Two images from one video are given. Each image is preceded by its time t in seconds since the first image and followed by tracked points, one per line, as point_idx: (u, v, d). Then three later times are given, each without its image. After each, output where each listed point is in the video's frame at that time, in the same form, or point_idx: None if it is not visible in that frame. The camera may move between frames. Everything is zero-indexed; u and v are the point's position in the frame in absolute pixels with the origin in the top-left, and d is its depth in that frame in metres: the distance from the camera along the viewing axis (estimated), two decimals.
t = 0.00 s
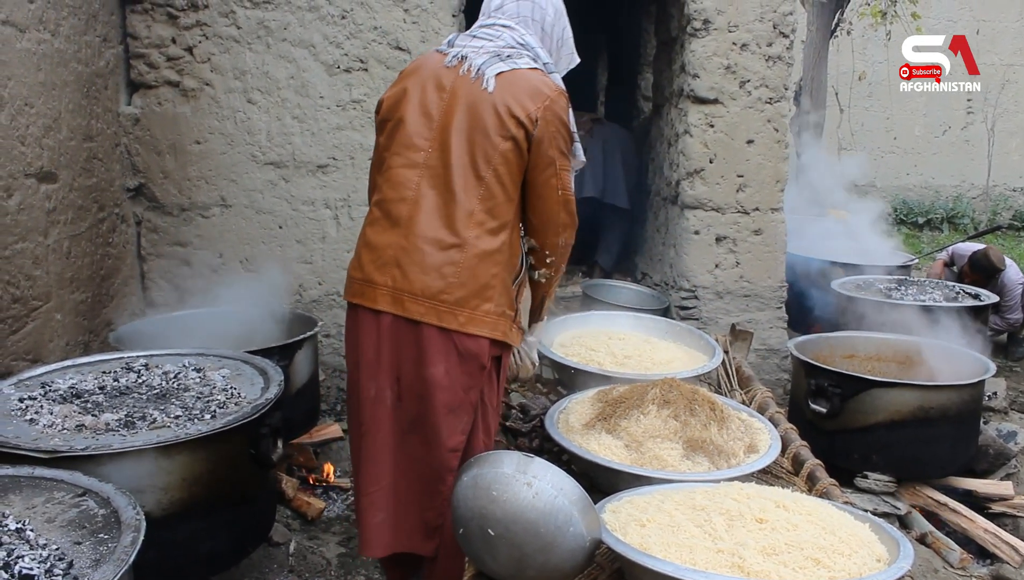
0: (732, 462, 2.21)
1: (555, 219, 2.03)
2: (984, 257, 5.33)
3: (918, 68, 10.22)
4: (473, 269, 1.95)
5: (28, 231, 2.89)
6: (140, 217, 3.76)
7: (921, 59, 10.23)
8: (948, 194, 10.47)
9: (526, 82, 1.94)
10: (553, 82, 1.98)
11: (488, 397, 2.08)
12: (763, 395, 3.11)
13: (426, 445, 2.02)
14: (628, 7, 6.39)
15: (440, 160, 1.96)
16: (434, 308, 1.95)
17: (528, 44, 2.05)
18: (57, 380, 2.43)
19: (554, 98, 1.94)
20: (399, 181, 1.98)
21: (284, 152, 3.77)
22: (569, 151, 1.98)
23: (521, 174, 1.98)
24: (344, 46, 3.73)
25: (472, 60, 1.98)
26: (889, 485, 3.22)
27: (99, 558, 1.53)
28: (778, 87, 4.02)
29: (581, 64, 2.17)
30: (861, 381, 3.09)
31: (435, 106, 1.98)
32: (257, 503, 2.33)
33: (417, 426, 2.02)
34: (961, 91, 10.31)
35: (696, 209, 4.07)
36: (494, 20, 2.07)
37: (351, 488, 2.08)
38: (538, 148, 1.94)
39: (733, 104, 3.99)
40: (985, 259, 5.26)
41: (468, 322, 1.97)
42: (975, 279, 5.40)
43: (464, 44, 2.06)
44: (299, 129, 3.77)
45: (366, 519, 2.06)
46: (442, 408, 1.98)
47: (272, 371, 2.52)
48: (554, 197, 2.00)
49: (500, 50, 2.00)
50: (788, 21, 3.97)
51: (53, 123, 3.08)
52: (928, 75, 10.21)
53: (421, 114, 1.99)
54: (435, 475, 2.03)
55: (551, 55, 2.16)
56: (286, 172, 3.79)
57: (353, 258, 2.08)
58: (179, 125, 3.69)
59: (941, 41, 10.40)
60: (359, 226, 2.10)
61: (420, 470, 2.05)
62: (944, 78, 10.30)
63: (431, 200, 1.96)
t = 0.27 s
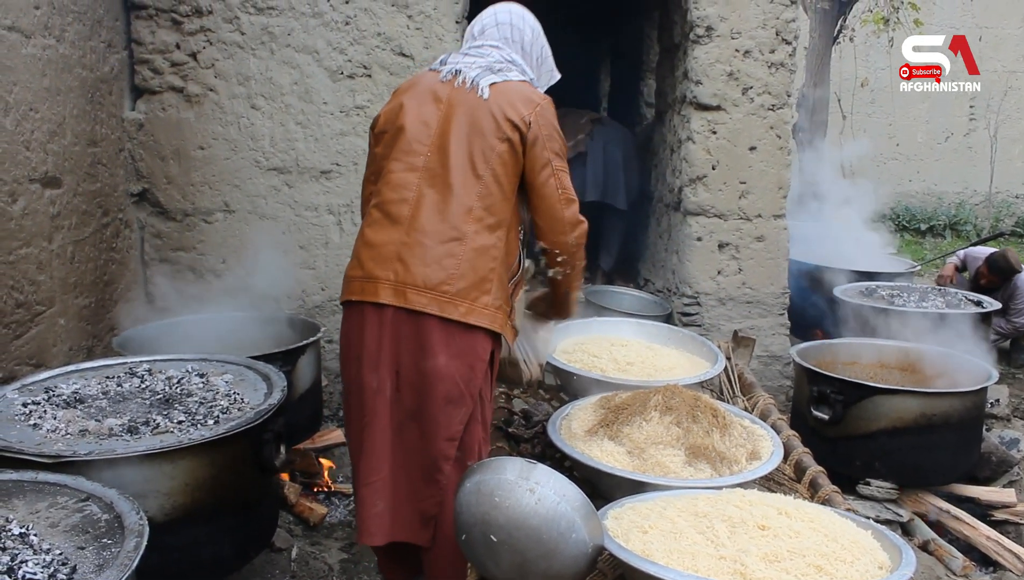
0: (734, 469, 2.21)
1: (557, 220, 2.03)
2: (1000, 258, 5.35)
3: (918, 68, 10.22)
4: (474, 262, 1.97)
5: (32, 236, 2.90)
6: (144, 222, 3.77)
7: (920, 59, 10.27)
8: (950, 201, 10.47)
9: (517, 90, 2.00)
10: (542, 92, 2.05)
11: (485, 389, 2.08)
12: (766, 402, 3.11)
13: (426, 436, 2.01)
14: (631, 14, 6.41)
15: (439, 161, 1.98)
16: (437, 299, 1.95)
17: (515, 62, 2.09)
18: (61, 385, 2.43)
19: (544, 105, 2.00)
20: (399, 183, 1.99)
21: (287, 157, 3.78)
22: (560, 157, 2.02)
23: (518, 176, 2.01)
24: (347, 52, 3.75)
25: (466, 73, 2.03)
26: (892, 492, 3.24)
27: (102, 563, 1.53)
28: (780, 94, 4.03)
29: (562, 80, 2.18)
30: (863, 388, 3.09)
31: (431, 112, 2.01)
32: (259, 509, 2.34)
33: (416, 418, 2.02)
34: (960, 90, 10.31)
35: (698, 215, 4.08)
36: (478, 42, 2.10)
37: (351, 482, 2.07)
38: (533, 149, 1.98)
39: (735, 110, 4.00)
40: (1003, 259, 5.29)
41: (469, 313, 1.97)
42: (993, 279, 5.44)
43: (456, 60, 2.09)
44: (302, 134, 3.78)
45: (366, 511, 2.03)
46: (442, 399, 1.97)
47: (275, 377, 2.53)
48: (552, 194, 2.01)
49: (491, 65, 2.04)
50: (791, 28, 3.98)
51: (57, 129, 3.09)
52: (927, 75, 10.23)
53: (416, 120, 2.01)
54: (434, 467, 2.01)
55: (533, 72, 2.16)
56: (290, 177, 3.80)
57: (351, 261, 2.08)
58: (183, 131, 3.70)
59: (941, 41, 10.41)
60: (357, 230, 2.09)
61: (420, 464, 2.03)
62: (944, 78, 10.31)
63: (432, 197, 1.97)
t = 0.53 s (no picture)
0: (734, 471, 2.21)
1: (577, 219, 2.18)
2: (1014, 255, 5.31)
3: (918, 69, 10.24)
4: (480, 259, 2.05)
5: (33, 236, 2.91)
6: (146, 222, 3.78)
7: (921, 60, 10.28)
8: (951, 205, 10.48)
9: (526, 106, 2.14)
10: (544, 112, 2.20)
11: (488, 383, 2.10)
12: (766, 404, 3.12)
13: (429, 428, 2.03)
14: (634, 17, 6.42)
15: (451, 159, 2.05)
16: (446, 290, 2.00)
17: (515, 83, 2.25)
18: (62, 384, 2.44)
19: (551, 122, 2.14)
20: (410, 180, 2.06)
21: (289, 158, 3.79)
22: (566, 162, 2.16)
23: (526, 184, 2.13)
24: (350, 54, 3.76)
25: (477, 87, 2.14)
26: (892, 495, 3.22)
27: (103, 561, 1.53)
28: (782, 97, 4.03)
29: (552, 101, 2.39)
30: (863, 391, 3.10)
31: (441, 115, 2.09)
32: (260, 509, 2.34)
33: (420, 410, 2.03)
34: (959, 89, 10.32)
35: (699, 218, 4.09)
36: (482, 64, 2.23)
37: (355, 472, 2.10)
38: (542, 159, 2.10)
39: (737, 113, 4.01)
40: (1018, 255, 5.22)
41: (475, 307, 2.04)
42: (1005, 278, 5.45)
43: (464, 77, 2.21)
44: (304, 135, 3.78)
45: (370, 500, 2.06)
46: (447, 389, 1.99)
47: (275, 377, 2.53)
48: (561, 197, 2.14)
49: (498, 83, 2.19)
50: (793, 31, 3.98)
51: (60, 128, 3.10)
52: (927, 75, 10.26)
53: (427, 124, 2.08)
54: (437, 458, 2.03)
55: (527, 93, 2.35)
56: (291, 178, 3.81)
57: (356, 254, 2.10)
58: (185, 131, 3.71)
59: (941, 41, 10.43)
60: (363, 226, 2.13)
61: (422, 455, 2.05)
62: (944, 78, 10.32)
63: (443, 192, 2.03)
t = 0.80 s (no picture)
0: (738, 475, 2.21)
1: (587, 226, 2.29)
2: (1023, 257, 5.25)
3: (918, 69, 10.21)
4: (493, 260, 2.13)
5: (39, 238, 2.92)
6: (150, 225, 3.79)
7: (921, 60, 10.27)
8: (955, 209, 10.47)
9: (541, 122, 2.26)
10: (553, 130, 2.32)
11: (495, 381, 2.15)
12: (770, 408, 3.11)
13: (439, 422, 2.08)
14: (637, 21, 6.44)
15: (470, 164, 2.13)
16: (465, 286, 2.07)
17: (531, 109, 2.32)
18: (67, 387, 2.44)
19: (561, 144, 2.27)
20: (430, 182, 2.12)
21: (293, 162, 3.80)
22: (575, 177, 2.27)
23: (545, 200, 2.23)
24: (354, 58, 3.76)
25: (498, 103, 2.23)
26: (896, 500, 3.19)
27: (108, 564, 1.54)
28: (786, 102, 4.03)
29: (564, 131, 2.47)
30: (866, 396, 3.09)
31: (461, 122, 2.17)
32: (264, 512, 2.34)
33: (431, 404, 2.08)
34: (960, 90, 10.32)
35: (703, 222, 4.09)
36: (504, 90, 2.29)
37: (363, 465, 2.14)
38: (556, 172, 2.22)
39: (741, 118, 4.01)
40: None
41: (490, 306, 2.11)
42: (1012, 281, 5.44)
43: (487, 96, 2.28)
44: (308, 139, 3.79)
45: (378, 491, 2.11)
46: (457, 385, 2.04)
47: (279, 380, 2.53)
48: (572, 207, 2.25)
49: (518, 104, 2.27)
50: (796, 36, 3.98)
51: (65, 132, 3.11)
52: (927, 75, 10.23)
53: (446, 129, 2.16)
54: (444, 453, 2.08)
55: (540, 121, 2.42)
56: (295, 182, 3.82)
57: (370, 252, 2.13)
58: (190, 135, 3.72)
59: (941, 41, 10.38)
60: (375, 223, 2.16)
61: (431, 450, 2.10)
62: (944, 79, 10.29)
63: (462, 194, 2.11)
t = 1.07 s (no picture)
0: (742, 477, 2.20)
1: (600, 225, 2.27)
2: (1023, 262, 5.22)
3: (918, 68, 10.20)
4: (503, 259, 2.13)
5: (44, 239, 2.93)
6: (155, 227, 3.81)
7: (921, 60, 10.25)
8: (960, 211, 10.45)
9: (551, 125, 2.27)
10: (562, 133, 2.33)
11: (503, 381, 2.15)
12: (774, 410, 3.11)
13: (449, 422, 2.08)
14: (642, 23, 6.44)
15: (481, 164, 2.13)
16: (476, 285, 2.07)
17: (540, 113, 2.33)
18: (72, 388, 2.45)
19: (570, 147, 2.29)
20: (440, 182, 2.13)
21: (298, 163, 3.81)
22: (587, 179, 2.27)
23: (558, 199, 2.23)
24: (358, 59, 3.77)
25: (508, 106, 2.24)
26: (901, 502, 3.20)
27: (113, 564, 1.54)
28: (790, 104, 4.03)
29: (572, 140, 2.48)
30: (871, 398, 3.09)
31: (472, 123, 2.18)
32: (268, 512, 2.34)
33: (439, 403, 2.08)
34: (959, 91, 10.29)
35: (707, 224, 4.09)
36: (513, 94, 2.30)
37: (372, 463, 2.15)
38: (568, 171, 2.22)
39: (745, 120, 4.01)
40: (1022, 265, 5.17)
41: (500, 305, 2.11)
42: (1010, 286, 5.37)
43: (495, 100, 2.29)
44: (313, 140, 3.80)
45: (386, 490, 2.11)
46: (467, 383, 2.04)
47: (284, 382, 2.54)
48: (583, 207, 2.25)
49: (528, 107, 2.28)
50: (801, 37, 3.98)
51: (70, 133, 3.12)
52: (927, 75, 10.21)
53: (456, 130, 2.16)
54: (453, 452, 2.08)
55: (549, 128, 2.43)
56: (300, 183, 3.82)
57: (381, 251, 2.14)
58: (195, 136, 3.73)
59: (942, 41, 10.35)
60: (384, 224, 2.17)
61: (440, 449, 2.10)
62: (944, 79, 10.24)
63: (473, 194, 2.11)
